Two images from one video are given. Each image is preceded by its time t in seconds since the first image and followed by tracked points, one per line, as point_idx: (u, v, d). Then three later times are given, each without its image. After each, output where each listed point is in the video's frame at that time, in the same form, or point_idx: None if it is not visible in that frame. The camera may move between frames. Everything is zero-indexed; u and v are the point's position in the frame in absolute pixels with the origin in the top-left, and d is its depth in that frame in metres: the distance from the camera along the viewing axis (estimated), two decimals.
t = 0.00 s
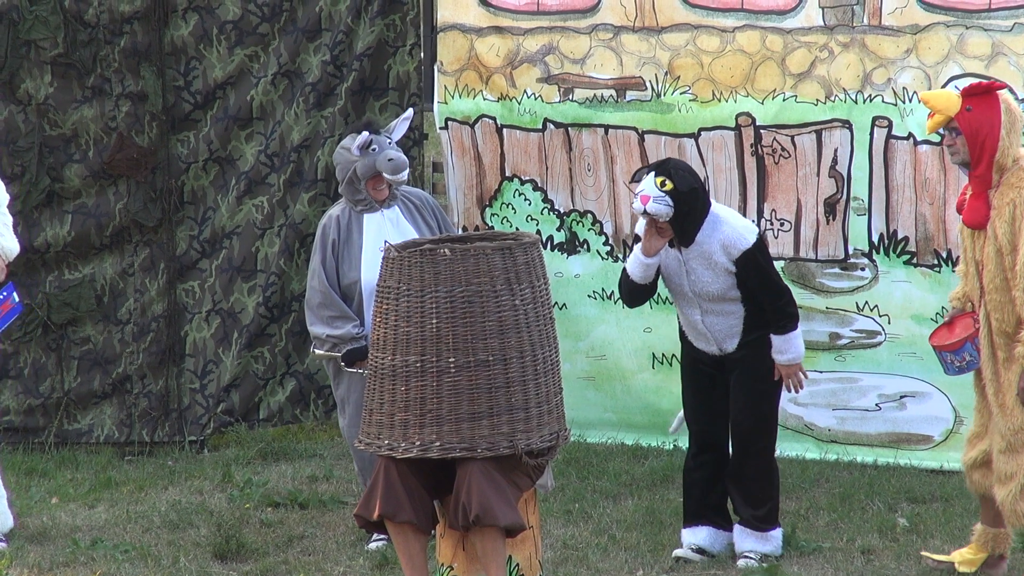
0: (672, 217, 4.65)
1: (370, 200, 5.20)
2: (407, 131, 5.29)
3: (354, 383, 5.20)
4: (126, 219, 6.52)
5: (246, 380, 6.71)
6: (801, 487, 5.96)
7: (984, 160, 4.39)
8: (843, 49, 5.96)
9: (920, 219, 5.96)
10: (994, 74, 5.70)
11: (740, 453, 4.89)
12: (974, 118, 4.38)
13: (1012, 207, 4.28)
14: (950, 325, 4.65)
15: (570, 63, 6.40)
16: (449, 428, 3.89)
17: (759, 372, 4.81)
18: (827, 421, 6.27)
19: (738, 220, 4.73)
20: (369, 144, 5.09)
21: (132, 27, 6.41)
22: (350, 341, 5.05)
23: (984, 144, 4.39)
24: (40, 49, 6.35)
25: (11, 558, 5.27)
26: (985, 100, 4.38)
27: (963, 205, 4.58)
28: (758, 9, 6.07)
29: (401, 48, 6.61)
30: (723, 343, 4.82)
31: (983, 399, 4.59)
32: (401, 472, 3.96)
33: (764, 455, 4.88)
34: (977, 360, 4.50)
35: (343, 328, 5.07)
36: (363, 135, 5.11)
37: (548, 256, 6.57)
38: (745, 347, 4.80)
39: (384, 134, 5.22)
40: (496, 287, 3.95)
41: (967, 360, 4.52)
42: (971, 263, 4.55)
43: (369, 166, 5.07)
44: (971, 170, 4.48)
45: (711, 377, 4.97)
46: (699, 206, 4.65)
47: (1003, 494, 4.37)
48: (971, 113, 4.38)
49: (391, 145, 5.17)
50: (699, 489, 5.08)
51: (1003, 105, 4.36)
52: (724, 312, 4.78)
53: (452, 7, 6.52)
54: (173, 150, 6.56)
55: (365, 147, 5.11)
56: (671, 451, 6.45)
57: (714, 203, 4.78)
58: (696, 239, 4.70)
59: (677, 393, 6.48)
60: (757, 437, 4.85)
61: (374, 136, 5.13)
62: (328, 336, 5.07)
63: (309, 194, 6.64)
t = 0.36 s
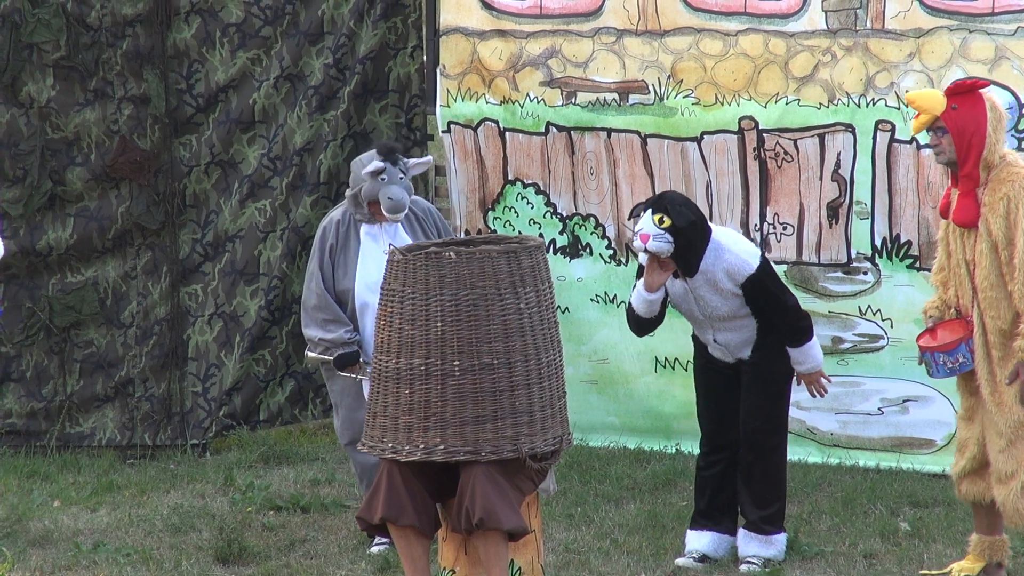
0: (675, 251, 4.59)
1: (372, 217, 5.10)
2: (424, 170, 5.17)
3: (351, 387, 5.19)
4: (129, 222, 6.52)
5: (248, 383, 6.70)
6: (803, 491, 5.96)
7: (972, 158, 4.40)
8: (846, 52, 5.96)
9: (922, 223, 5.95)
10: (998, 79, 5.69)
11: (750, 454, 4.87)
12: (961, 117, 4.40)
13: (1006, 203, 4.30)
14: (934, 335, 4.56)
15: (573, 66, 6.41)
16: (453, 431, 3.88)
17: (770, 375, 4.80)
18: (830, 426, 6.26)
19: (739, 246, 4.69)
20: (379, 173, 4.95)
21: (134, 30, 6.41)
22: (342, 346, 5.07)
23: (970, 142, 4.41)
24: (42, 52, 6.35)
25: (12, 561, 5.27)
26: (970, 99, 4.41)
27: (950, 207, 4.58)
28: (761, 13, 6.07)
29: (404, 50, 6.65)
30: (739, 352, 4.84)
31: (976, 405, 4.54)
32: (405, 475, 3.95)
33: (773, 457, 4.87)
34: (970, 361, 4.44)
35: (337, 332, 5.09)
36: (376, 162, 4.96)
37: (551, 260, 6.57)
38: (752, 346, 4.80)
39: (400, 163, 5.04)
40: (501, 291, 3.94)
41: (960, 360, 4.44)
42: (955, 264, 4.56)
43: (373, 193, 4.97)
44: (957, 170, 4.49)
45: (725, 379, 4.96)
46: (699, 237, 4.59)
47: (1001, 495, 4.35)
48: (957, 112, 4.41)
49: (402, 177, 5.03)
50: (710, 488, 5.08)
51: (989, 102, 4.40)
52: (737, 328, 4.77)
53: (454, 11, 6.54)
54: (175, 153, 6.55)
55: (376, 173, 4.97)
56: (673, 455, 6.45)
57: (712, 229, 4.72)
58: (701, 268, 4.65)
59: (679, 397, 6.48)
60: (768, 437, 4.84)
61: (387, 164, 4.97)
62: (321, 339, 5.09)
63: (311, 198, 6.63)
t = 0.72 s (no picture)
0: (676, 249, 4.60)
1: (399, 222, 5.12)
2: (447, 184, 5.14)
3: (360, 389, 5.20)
4: (132, 225, 6.52)
5: (251, 386, 6.69)
6: (806, 494, 5.96)
7: (953, 161, 4.41)
8: (849, 56, 5.96)
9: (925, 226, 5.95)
10: (1001, 82, 5.70)
11: (750, 457, 4.87)
12: (937, 121, 4.41)
13: (987, 201, 4.31)
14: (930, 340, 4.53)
15: (576, 69, 6.43)
16: (458, 434, 3.88)
17: (772, 379, 4.80)
18: (833, 429, 6.27)
19: (742, 244, 4.69)
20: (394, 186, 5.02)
21: (138, 33, 6.42)
22: (343, 344, 5.12)
23: (948, 145, 4.42)
24: (46, 55, 6.36)
25: (15, 564, 5.26)
26: (948, 103, 4.41)
27: (934, 211, 4.58)
28: (764, 16, 6.07)
29: (406, 53, 6.64)
30: (738, 356, 4.84)
31: (977, 408, 4.53)
32: (410, 478, 3.95)
33: (774, 461, 4.86)
34: (965, 363, 4.43)
35: (342, 330, 5.14)
36: (392, 175, 5.03)
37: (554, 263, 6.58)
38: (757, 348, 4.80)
39: (420, 176, 5.08)
40: (505, 294, 3.95)
41: (954, 363, 4.43)
42: (946, 266, 4.56)
43: (388, 203, 5.03)
44: (938, 173, 4.49)
45: (724, 383, 4.96)
46: (700, 235, 4.61)
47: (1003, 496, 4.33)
48: (934, 116, 4.42)
49: (419, 191, 5.04)
50: (710, 494, 5.06)
51: (965, 105, 4.41)
52: (736, 329, 4.77)
53: (458, 14, 6.58)
54: (179, 156, 6.55)
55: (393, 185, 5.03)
56: (676, 458, 6.45)
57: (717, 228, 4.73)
58: (703, 266, 4.66)
59: (683, 400, 6.48)
60: (769, 439, 4.83)
61: (403, 177, 5.02)
62: (328, 335, 5.17)
63: (314, 201, 6.63)
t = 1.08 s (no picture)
0: (697, 169, 4.77)
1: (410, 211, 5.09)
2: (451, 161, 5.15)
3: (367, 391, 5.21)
4: (134, 227, 6.53)
5: (254, 388, 6.70)
6: (808, 494, 5.96)
7: (963, 160, 4.40)
8: (851, 56, 5.96)
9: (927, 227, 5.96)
10: (1002, 82, 5.69)
11: (742, 462, 4.87)
12: (945, 120, 4.40)
13: (994, 204, 4.30)
14: (941, 337, 4.57)
15: (578, 70, 6.43)
16: (460, 435, 3.89)
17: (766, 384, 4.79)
18: (834, 429, 6.27)
19: (765, 195, 4.81)
20: (399, 165, 5.03)
21: (139, 35, 6.42)
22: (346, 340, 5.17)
23: (957, 145, 4.40)
24: (47, 57, 6.37)
25: (19, 566, 5.26)
26: (957, 103, 4.38)
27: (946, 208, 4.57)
28: (766, 17, 6.08)
29: (408, 54, 6.70)
30: (711, 331, 4.81)
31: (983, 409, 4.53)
32: (412, 479, 3.96)
33: (766, 466, 4.87)
34: (966, 362, 4.48)
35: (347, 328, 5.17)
36: (397, 155, 5.05)
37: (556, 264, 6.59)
38: (740, 351, 4.79)
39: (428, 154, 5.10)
40: (506, 295, 3.95)
41: (956, 363, 4.50)
42: (954, 264, 4.55)
43: (393, 183, 5.02)
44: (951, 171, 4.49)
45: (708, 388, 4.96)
46: (728, 167, 4.80)
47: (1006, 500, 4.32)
48: (942, 115, 4.41)
49: (424, 168, 5.04)
50: (705, 500, 5.07)
51: (976, 106, 4.36)
52: (720, 296, 4.80)
53: (460, 15, 6.58)
54: (180, 158, 6.54)
55: (398, 164, 5.05)
56: (678, 458, 6.46)
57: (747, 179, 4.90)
58: (719, 199, 4.80)
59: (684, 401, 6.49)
60: (756, 443, 4.83)
61: (407, 155, 5.04)
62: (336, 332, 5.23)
63: (316, 202, 6.64)
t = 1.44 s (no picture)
0: (694, 167, 4.79)
1: (401, 206, 5.11)
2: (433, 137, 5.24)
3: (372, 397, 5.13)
4: (134, 226, 6.53)
5: (254, 388, 6.70)
6: (808, 494, 5.96)
7: (973, 162, 4.42)
8: (851, 55, 5.97)
9: (927, 226, 5.96)
10: (1003, 81, 5.69)
11: (735, 462, 4.87)
12: (953, 120, 4.46)
13: (1005, 212, 4.24)
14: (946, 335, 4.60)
15: (578, 69, 6.44)
16: (460, 435, 3.88)
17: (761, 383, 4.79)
18: (834, 429, 6.27)
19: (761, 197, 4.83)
20: (394, 154, 5.01)
21: (140, 34, 6.42)
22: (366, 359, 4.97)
23: (966, 145, 4.43)
24: (48, 56, 6.37)
25: (18, 565, 5.26)
26: (966, 104, 4.43)
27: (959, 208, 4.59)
28: (765, 16, 6.08)
29: (409, 53, 6.68)
30: (700, 331, 4.80)
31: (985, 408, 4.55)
32: (411, 479, 3.96)
33: (760, 465, 4.88)
34: (967, 362, 4.52)
35: (361, 345, 4.98)
36: (387, 145, 5.01)
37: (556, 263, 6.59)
38: (731, 351, 4.79)
39: (409, 140, 5.14)
40: (507, 295, 3.95)
41: (957, 362, 4.54)
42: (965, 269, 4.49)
43: (395, 175, 5.01)
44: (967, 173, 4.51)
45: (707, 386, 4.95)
46: (725, 168, 4.83)
47: (1008, 501, 4.31)
48: (951, 115, 4.47)
49: (415, 151, 5.08)
50: (700, 501, 5.06)
51: (984, 108, 4.35)
52: (709, 296, 4.79)
53: (460, 15, 6.59)
54: (181, 157, 6.55)
55: (390, 155, 5.02)
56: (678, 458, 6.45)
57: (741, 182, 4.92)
58: (716, 199, 4.81)
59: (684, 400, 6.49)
60: (748, 441, 4.83)
61: (398, 143, 5.03)
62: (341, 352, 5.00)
63: (316, 202, 6.65)
